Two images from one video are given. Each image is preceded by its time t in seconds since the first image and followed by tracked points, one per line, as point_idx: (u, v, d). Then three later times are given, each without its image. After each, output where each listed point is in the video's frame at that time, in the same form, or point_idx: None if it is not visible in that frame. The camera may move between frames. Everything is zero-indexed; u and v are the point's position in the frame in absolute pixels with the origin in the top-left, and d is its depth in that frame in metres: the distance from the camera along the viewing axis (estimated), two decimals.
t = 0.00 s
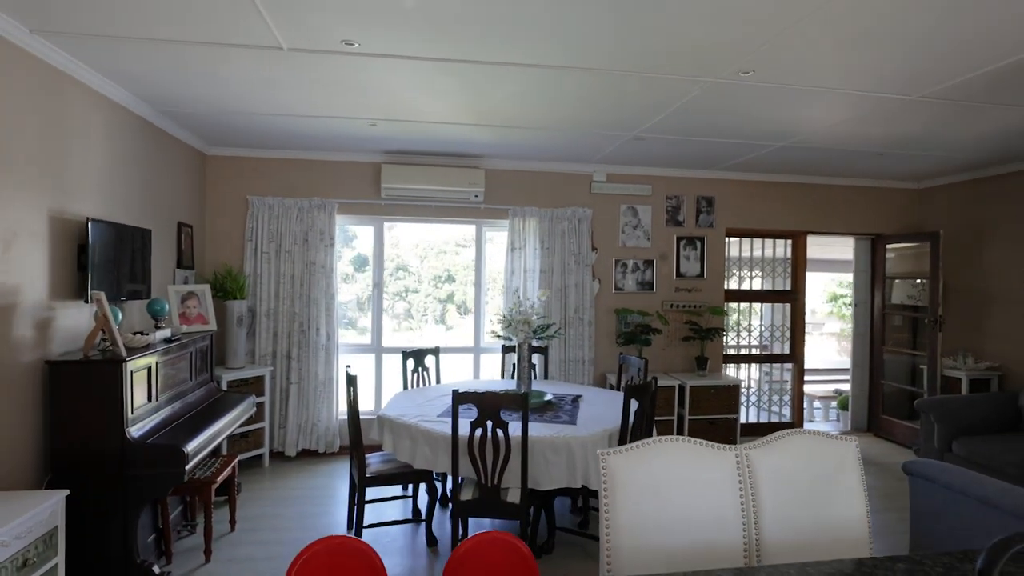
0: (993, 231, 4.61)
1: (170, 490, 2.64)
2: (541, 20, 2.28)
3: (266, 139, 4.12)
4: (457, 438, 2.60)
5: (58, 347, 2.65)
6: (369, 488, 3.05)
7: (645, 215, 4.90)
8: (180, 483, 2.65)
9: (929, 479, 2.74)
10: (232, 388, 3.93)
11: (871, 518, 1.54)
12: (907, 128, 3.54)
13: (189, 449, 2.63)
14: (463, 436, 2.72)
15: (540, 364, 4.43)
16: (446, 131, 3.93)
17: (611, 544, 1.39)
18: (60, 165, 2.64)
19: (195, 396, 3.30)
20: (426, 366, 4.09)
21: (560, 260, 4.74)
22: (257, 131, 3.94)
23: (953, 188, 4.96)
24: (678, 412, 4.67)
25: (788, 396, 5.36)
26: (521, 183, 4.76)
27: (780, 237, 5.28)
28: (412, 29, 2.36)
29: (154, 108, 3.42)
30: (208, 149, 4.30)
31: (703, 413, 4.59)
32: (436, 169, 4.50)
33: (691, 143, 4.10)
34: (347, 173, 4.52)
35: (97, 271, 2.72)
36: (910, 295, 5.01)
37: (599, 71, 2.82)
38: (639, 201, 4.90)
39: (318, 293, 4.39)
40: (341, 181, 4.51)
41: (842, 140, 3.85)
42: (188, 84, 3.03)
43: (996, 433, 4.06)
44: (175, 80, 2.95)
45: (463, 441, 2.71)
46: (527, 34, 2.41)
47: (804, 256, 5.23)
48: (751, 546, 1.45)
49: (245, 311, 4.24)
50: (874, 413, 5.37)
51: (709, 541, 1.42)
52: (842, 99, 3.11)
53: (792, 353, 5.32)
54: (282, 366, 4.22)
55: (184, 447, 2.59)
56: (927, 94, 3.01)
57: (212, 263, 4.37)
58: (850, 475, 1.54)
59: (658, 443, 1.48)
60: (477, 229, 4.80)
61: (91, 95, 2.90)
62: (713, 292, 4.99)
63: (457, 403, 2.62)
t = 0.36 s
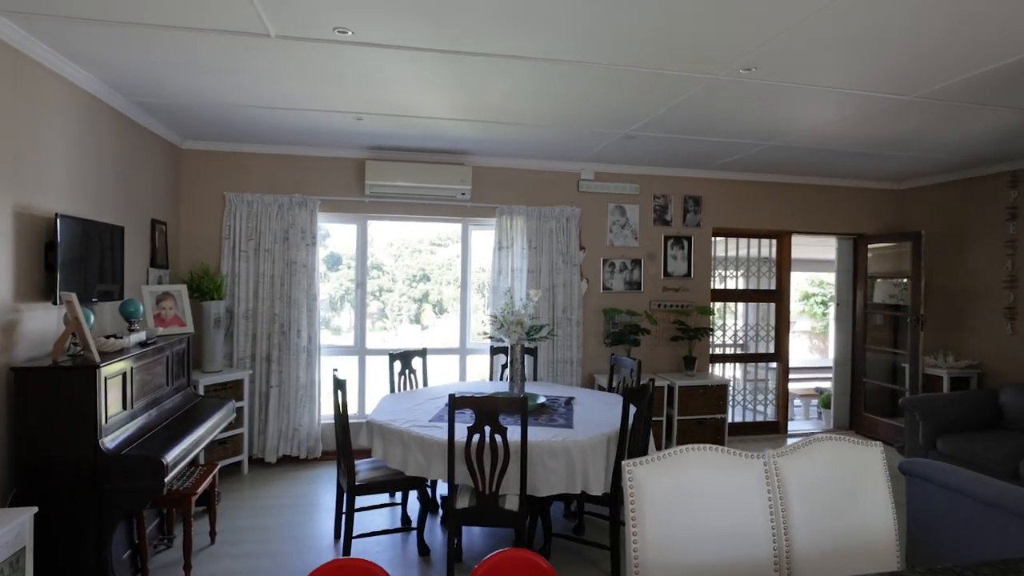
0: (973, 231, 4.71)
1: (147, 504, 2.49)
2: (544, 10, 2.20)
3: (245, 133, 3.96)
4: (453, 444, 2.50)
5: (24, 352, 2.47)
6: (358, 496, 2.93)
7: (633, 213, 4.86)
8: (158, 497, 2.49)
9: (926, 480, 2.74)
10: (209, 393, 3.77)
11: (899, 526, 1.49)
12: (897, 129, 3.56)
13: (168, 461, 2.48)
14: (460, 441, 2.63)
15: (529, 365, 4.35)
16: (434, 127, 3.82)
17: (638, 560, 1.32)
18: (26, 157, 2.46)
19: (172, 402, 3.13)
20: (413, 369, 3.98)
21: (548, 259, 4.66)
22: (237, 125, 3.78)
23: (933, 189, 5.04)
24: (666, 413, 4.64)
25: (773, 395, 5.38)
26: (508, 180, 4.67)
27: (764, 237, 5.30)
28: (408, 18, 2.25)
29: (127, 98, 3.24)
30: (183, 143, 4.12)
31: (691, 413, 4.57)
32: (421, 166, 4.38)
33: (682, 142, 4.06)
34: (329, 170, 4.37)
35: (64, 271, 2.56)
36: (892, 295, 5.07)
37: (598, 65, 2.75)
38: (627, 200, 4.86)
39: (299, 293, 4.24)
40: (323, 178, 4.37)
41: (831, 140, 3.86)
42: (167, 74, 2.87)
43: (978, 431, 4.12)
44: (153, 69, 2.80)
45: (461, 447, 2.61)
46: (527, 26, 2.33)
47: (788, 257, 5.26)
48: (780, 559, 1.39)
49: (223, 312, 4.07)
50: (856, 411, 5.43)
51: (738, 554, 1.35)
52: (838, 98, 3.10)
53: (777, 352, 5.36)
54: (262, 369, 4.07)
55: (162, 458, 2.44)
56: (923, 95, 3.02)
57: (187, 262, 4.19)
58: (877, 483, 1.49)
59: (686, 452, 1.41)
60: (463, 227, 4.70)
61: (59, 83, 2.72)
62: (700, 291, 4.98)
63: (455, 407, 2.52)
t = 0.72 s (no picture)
0: (950, 230, 4.81)
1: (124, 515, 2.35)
2: None
3: (223, 126, 3.81)
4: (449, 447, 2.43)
5: None
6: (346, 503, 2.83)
7: (619, 211, 4.84)
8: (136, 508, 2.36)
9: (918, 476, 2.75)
10: (186, 396, 3.62)
11: (917, 527, 1.47)
12: (884, 129, 3.59)
13: (146, 470, 2.35)
14: (454, 444, 2.55)
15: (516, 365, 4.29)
16: (421, 121, 3.73)
17: (663, 570, 1.26)
18: None
19: (147, 407, 2.98)
20: (398, 370, 3.87)
21: (534, 258, 4.61)
22: (215, 117, 3.64)
23: (910, 189, 5.14)
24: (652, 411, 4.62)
25: (755, 393, 5.43)
26: (493, 177, 4.61)
27: (747, 236, 5.33)
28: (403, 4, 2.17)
29: (99, 87, 3.08)
30: (156, 135, 3.95)
31: (678, 411, 4.57)
32: (406, 162, 4.28)
33: (670, 140, 4.05)
34: (310, 165, 4.24)
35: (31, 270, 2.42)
36: (870, 293, 5.14)
37: (595, 58, 2.70)
38: (612, 198, 4.83)
39: (278, 292, 4.10)
40: (304, 173, 4.23)
41: (818, 140, 3.89)
42: (144, 61, 2.73)
43: (957, 426, 4.19)
44: (130, 55, 2.66)
45: (456, 450, 2.54)
46: (526, 15, 2.27)
47: (770, 256, 5.30)
48: (805, 563, 1.35)
49: (199, 312, 3.91)
50: (835, 408, 5.50)
51: (764, 561, 1.31)
52: (829, 97, 3.11)
53: (760, 350, 5.40)
54: (240, 370, 3.92)
55: (140, 467, 2.31)
56: (912, 95, 3.04)
57: (161, 260, 4.02)
58: (896, 484, 1.47)
59: (709, 455, 1.36)
60: (447, 225, 4.61)
61: (26, 68, 2.56)
62: (684, 290, 4.99)
63: (450, 410, 2.44)
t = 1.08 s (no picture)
0: (928, 230, 4.91)
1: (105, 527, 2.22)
2: None
3: (203, 120, 3.67)
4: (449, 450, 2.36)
5: None
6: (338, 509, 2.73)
7: (606, 210, 4.82)
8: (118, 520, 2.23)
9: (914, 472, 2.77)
10: (164, 400, 3.47)
11: (942, 527, 1.45)
12: (872, 130, 3.63)
13: (129, 479, 2.23)
14: (453, 448, 2.48)
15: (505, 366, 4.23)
16: (411, 116, 3.64)
17: None
18: None
19: (126, 413, 2.84)
20: (387, 372, 3.78)
21: (521, 256, 4.55)
22: (196, 110, 3.49)
23: (889, 190, 5.24)
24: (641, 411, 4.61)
25: (739, 392, 5.47)
26: (481, 175, 4.54)
27: (731, 236, 5.37)
28: None
29: (72, 75, 2.92)
30: (130, 128, 3.78)
31: (666, 410, 4.57)
32: (392, 158, 4.19)
33: (660, 139, 4.03)
34: (294, 161, 4.12)
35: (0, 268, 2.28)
36: (851, 292, 5.22)
37: (595, 53, 2.66)
38: (599, 197, 4.81)
39: (260, 292, 3.97)
40: (287, 169, 4.10)
41: (806, 140, 3.92)
42: (124, 47, 2.59)
43: (939, 422, 4.27)
44: (109, 41, 2.52)
45: (455, 454, 2.47)
46: (530, 5, 2.21)
47: (754, 255, 5.34)
48: (837, 566, 1.32)
49: (177, 313, 3.76)
50: (816, 405, 5.57)
51: (798, 566, 1.28)
52: (824, 96, 3.13)
53: (744, 349, 5.45)
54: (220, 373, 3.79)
55: (124, 476, 2.18)
56: (904, 95, 3.08)
57: (136, 259, 3.85)
58: (922, 483, 1.45)
59: (742, 458, 1.32)
60: (433, 223, 4.53)
61: None
62: (670, 289, 5.00)
63: (450, 412, 2.37)
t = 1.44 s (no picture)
0: (906, 230, 5.00)
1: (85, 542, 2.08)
2: None
3: (181, 112, 3.51)
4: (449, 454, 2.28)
5: None
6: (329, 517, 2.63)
7: (593, 209, 4.79)
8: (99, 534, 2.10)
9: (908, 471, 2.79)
10: (140, 406, 3.31)
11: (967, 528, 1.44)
12: (859, 131, 3.67)
13: (111, 491, 2.10)
14: (453, 452, 2.41)
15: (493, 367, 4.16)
16: (399, 111, 3.55)
17: None
18: None
19: (102, 419, 2.69)
20: (374, 374, 3.67)
21: (508, 255, 4.48)
22: (174, 102, 3.34)
23: (868, 190, 5.33)
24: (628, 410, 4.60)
25: (722, 390, 5.51)
26: (467, 172, 4.46)
27: (714, 235, 5.39)
28: None
29: (41, 62, 2.76)
30: (102, 120, 3.60)
31: (653, 410, 4.57)
32: (378, 154, 4.07)
33: (650, 137, 4.02)
34: (276, 156, 3.98)
35: None
36: (831, 291, 5.29)
37: (597, 48, 2.62)
38: (586, 196, 4.77)
39: (240, 292, 3.82)
40: (268, 164, 3.97)
41: (794, 140, 3.95)
42: (102, 33, 2.45)
43: (919, 418, 4.35)
44: (88, 26, 2.38)
45: (455, 458, 2.40)
46: None
47: (737, 254, 5.38)
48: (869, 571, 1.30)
49: (153, 314, 3.60)
50: (797, 403, 5.64)
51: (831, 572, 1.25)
52: (816, 97, 3.14)
53: (726, 347, 5.48)
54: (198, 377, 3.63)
55: (106, 487, 2.05)
56: (894, 97, 3.11)
57: (107, 257, 3.67)
58: (947, 484, 1.44)
59: (777, 462, 1.29)
60: (418, 221, 4.44)
61: None
62: (655, 288, 5.00)
63: (450, 416, 2.30)
